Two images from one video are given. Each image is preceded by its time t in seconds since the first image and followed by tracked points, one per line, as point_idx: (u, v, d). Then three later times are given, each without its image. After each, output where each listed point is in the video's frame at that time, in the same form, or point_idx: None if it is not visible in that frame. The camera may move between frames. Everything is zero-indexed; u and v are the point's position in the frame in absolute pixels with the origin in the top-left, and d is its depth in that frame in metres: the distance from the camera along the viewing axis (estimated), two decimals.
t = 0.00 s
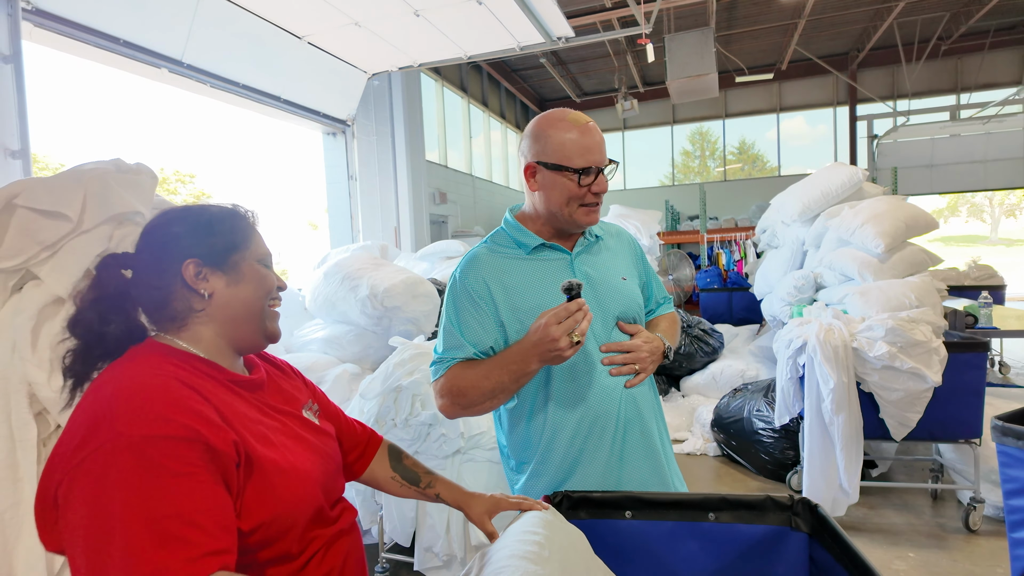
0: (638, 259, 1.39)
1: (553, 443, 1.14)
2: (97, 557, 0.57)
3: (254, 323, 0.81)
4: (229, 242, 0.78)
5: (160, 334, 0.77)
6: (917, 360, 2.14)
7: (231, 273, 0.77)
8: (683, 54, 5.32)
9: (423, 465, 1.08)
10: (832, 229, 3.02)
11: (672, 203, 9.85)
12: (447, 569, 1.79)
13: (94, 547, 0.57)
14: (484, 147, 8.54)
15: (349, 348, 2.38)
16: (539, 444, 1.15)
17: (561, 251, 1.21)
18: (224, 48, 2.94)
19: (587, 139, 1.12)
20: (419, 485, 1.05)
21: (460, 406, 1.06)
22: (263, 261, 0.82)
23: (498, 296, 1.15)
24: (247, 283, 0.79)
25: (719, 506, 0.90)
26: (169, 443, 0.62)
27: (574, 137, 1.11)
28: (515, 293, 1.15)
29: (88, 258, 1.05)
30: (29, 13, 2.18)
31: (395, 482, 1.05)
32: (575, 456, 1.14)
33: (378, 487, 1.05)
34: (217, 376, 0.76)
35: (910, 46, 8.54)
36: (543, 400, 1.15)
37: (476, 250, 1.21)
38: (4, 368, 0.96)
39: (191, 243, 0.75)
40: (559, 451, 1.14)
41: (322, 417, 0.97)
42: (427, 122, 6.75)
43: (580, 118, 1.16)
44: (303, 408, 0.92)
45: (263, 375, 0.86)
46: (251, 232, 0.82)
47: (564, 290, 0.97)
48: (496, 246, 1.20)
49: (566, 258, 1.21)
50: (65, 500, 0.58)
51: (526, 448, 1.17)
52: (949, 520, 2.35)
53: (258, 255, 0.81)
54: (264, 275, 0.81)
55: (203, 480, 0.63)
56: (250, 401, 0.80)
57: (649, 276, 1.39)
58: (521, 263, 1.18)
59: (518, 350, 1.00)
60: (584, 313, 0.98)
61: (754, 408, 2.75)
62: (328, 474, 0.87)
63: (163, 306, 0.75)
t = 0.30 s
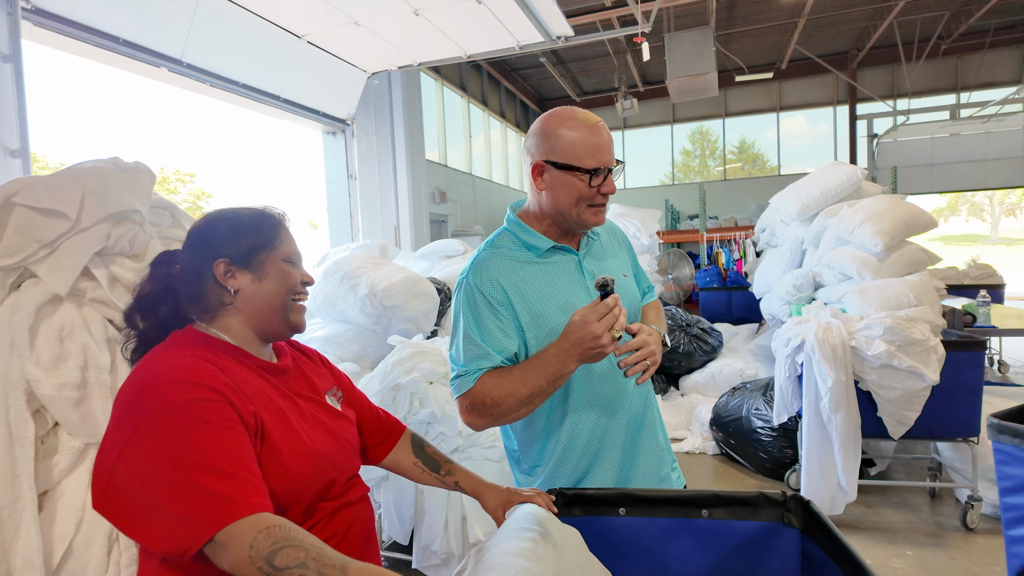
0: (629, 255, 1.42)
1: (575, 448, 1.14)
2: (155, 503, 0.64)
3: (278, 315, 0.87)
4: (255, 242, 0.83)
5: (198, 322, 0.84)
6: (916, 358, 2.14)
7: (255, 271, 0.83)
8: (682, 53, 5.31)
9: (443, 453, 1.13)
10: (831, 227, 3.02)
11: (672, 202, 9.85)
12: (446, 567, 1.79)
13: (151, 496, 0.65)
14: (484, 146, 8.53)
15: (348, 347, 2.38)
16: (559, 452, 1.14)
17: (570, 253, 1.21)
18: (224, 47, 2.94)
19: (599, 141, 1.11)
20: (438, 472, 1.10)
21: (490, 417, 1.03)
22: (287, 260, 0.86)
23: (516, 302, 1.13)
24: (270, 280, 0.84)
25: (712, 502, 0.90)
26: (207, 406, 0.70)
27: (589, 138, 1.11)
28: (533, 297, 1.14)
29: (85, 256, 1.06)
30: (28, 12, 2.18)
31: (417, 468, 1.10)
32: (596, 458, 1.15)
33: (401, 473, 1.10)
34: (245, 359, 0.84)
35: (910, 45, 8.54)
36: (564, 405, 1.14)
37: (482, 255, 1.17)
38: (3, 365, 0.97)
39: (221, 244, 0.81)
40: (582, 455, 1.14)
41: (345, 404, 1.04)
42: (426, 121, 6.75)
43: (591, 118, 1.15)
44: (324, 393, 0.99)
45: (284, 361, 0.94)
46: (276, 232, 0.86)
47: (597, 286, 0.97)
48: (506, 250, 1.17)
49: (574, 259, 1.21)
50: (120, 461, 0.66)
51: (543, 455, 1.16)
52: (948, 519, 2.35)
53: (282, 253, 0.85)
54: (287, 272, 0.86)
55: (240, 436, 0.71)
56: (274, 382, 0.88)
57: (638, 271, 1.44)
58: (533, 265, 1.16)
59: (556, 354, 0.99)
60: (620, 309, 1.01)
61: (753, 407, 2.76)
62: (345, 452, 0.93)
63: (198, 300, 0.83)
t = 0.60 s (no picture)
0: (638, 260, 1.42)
1: (575, 448, 1.15)
2: (179, 483, 0.68)
3: (295, 314, 0.90)
4: (275, 241, 0.86)
5: (222, 317, 0.88)
6: (909, 358, 2.15)
7: (272, 272, 0.87)
8: (680, 53, 5.32)
9: (444, 452, 1.15)
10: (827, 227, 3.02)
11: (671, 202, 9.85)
12: (440, 565, 1.80)
13: (176, 476, 0.68)
14: (482, 146, 8.54)
15: (345, 347, 2.39)
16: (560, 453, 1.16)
17: (580, 254, 1.21)
18: (221, 48, 2.95)
19: (626, 144, 1.14)
20: (438, 469, 1.11)
21: (490, 412, 1.05)
22: (306, 259, 0.89)
23: (524, 300, 1.14)
24: (286, 280, 0.88)
25: (702, 501, 0.90)
26: (231, 394, 0.73)
27: (620, 141, 1.13)
28: (541, 297, 1.14)
29: (77, 258, 1.07)
30: (25, 13, 2.19)
31: (418, 465, 1.11)
32: (595, 460, 1.16)
33: (404, 469, 1.12)
34: (267, 354, 0.88)
35: (908, 44, 8.54)
36: (565, 404, 1.15)
37: (493, 251, 1.18)
38: None
39: (241, 247, 0.85)
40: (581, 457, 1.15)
41: (356, 400, 1.08)
42: (425, 121, 6.76)
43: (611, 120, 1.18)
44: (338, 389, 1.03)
45: (303, 357, 0.97)
46: (294, 232, 0.89)
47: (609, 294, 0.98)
48: (517, 249, 1.17)
49: (583, 260, 1.22)
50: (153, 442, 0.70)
51: (543, 455, 1.17)
52: (942, 518, 2.36)
53: (298, 255, 0.88)
54: (302, 273, 0.89)
55: (260, 424, 0.74)
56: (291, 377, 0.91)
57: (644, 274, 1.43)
58: (543, 266, 1.17)
59: (561, 356, 1.01)
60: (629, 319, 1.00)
61: (748, 407, 2.77)
62: (358, 446, 0.96)
63: (223, 297, 0.87)
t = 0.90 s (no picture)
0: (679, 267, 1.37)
1: (583, 435, 1.16)
2: (190, 485, 0.66)
3: (297, 324, 0.86)
4: (276, 250, 0.81)
5: (228, 317, 0.85)
6: (901, 358, 2.17)
7: (271, 283, 0.82)
8: (676, 54, 5.33)
9: (442, 447, 1.14)
10: (821, 228, 3.04)
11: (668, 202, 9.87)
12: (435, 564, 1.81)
13: (188, 478, 0.67)
14: (480, 146, 8.55)
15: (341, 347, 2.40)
16: (571, 435, 1.16)
17: (607, 249, 1.22)
18: (217, 49, 2.96)
19: (662, 149, 1.15)
20: (436, 463, 1.11)
21: (500, 383, 1.09)
22: (310, 268, 0.84)
23: (545, 285, 1.17)
24: (285, 293, 0.83)
25: (690, 497, 0.92)
26: (241, 394, 0.71)
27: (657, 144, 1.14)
28: (561, 284, 1.17)
29: (73, 260, 1.08)
30: (22, 14, 2.20)
31: (417, 459, 1.11)
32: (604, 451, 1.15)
33: (402, 463, 1.11)
34: (277, 353, 0.86)
35: (904, 45, 8.57)
36: (582, 375, 1.16)
37: (530, 238, 1.23)
38: None
39: (242, 253, 0.81)
40: (589, 441, 1.15)
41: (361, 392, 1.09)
42: (422, 121, 6.77)
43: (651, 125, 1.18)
44: (348, 383, 1.01)
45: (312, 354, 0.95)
46: (300, 240, 0.83)
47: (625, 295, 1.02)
48: (549, 236, 1.22)
49: (610, 255, 1.22)
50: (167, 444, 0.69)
51: (553, 436, 1.19)
52: (933, 516, 2.38)
53: (299, 265, 0.83)
54: (304, 284, 0.83)
55: (270, 424, 0.71)
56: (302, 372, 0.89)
57: (685, 280, 1.37)
58: (568, 255, 1.20)
59: (568, 342, 1.04)
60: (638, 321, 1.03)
61: (742, 407, 2.78)
62: (366, 440, 0.95)
63: (227, 297, 0.84)
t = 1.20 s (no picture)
0: (723, 271, 1.36)
1: (600, 418, 1.24)
2: (196, 494, 0.65)
3: (303, 326, 0.83)
4: (289, 250, 0.77)
5: (230, 311, 0.82)
6: (889, 355, 2.19)
7: (281, 286, 0.79)
8: (670, 55, 5.36)
9: (450, 434, 1.15)
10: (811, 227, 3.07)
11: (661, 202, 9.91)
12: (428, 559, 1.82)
13: (193, 485, 0.66)
14: (474, 146, 8.56)
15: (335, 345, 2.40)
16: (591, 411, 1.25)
17: (635, 243, 1.30)
18: (211, 47, 2.96)
19: (662, 149, 1.17)
20: (444, 451, 1.12)
21: (534, 355, 1.25)
22: (320, 270, 0.80)
23: (575, 271, 1.29)
24: (294, 295, 0.80)
25: (695, 488, 0.94)
26: (245, 400, 0.69)
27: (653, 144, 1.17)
28: (588, 272, 1.28)
29: (66, 254, 1.07)
30: (14, 11, 2.19)
31: (426, 446, 1.12)
32: (613, 436, 1.23)
33: (410, 448, 1.13)
34: (281, 351, 0.83)
35: (895, 47, 8.65)
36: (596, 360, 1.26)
37: (571, 227, 1.34)
38: None
39: (251, 251, 0.77)
40: (604, 417, 1.24)
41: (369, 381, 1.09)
42: (416, 120, 6.76)
43: (667, 126, 1.21)
44: (353, 376, 1.00)
45: (316, 349, 0.93)
46: (312, 240, 0.79)
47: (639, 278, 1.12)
48: (586, 228, 1.33)
49: (639, 249, 1.30)
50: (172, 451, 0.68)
51: (578, 413, 1.30)
52: (921, 512, 2.41)
53: (310, 268, 0.79)
54: (314, 287, 0.80)
55: (273, 431, 0.70)
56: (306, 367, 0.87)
57: (727, 285, 1.36)
58: (600, 246, 1.30)
59: (586, 322, 1.15)
60: (652, 303, 1.09)
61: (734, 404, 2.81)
62: (370, 437, 0.94)
63: (233, 294, 0.81)
